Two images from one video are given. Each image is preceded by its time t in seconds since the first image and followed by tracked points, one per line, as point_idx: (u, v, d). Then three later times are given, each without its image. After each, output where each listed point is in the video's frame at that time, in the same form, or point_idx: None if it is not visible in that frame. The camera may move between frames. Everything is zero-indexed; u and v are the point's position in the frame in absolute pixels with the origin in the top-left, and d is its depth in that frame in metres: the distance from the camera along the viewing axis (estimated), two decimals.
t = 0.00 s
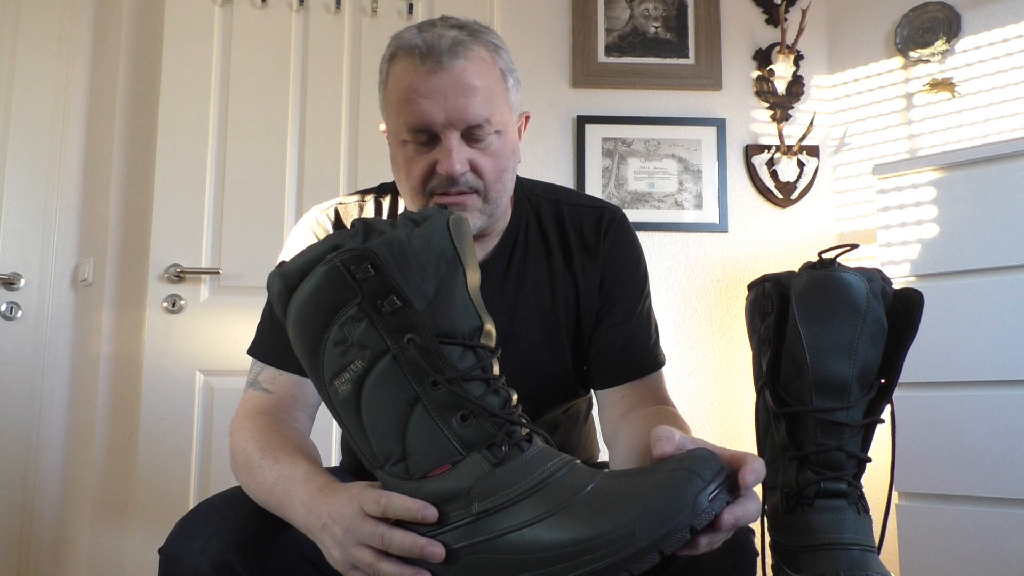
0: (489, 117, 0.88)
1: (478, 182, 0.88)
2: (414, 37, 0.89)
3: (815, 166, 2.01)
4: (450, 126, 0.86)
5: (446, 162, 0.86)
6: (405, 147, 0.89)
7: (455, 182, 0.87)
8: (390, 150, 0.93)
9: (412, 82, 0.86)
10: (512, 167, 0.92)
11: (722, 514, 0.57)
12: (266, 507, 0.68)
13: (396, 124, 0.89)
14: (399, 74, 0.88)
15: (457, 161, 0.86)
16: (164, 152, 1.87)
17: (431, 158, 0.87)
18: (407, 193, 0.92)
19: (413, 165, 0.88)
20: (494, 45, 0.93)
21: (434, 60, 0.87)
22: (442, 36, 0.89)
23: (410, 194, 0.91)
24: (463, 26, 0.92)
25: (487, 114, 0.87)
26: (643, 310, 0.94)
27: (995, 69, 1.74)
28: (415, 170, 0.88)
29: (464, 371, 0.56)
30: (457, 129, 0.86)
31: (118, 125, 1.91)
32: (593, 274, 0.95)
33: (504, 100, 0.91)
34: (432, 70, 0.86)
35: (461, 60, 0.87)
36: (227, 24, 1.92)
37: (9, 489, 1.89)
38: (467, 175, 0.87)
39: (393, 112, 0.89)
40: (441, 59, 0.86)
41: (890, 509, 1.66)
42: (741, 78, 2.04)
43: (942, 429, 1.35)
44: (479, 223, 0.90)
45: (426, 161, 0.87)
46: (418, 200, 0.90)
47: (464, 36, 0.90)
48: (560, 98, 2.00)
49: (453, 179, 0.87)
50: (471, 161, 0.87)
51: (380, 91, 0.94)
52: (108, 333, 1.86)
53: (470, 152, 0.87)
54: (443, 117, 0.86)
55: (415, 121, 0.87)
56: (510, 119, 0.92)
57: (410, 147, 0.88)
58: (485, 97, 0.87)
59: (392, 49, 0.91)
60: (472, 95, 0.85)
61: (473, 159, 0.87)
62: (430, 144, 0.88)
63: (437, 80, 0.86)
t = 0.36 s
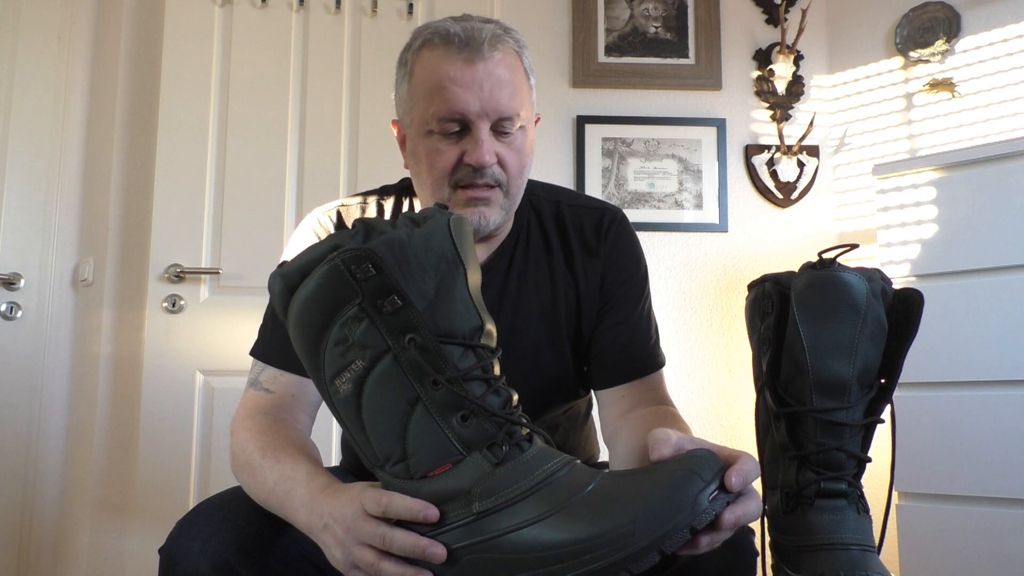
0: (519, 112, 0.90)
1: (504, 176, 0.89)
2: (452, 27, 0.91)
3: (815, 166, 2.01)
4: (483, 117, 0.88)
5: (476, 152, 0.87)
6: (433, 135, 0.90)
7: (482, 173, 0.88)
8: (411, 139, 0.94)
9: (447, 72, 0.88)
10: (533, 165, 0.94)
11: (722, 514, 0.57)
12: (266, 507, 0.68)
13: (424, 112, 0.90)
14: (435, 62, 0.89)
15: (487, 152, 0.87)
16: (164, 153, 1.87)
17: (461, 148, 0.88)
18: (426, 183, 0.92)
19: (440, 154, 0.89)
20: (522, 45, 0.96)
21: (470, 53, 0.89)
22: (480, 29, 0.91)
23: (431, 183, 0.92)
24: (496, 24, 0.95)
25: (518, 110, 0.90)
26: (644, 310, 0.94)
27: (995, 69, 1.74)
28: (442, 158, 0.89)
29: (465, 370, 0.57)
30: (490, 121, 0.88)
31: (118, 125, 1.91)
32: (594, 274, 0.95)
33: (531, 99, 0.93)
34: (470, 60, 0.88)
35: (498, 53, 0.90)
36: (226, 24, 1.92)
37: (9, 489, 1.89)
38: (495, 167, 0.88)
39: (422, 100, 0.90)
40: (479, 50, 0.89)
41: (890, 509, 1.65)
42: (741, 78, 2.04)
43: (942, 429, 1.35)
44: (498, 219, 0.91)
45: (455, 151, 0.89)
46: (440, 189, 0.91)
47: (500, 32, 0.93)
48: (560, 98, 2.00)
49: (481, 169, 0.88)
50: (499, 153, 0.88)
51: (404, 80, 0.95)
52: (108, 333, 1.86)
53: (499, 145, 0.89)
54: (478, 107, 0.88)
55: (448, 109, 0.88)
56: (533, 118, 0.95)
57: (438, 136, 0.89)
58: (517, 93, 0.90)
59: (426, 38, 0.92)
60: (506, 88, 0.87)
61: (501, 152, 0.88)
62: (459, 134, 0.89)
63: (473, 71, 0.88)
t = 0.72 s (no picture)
0: (517, 113, 0.90)
1: (503, 177, 0.89)
2: (450, 28, 0.91)
3: (815, 166, 2.01)
4: (481, 118, 0.88)
5: (475, 153, 0.87)
6: (431, 136, 0.90)
7: (481, 174, 0.88)
8: (410, 140, 0.94)
9: (445, 73, 0.88)
10: (531, 165, 0.94)
11: (721, 512, 0.57)
12: (266, 507, 0.68)
13: (423, 113, 0.90)
14: (433, 63, 0.89)
15: (486, 153, 0.87)
16: (164, 153, 1.87)
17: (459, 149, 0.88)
18: (425, 184, 0.93)
19: (439, 154, 0.89)
20: (520, 45, 0.96)
21: (468, 54, 0.89)
22: (478, 30, 0.91)
23: (430, 184, 0.92)
24: (494, 25, 0.94)
25: (516, 110, 0.90)
26: (644, 310, 0.94)
27: (995, 69, 1.74)
28: (441, 159, 0.89)
29: (461, 371, 0.56)
30: (488, 122, 0.88)
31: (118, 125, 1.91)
32: (595, 274, 0.95)
33: (529, 99, 0.93)
34: (468, 62, 0.88)
35: (496, 55, 0.90)
36: (226, 24, 1.92)
37: (9, 489, 1.89)
38: (494, 168, 0.88)
39: (421, 101, 0.90)
40: (477, 52, 0.89)
41: (890, 510, 1.66)
42: (741, 78, 2.04)
43: (942, 429, 1.35)
44: (498, 220, 0.91)
45: (454, 151, 0.89)
46: (439, 190, 0.91)
47: (498, 32, 0.93)
48: (560, 98, 2.00)
49: (480, 171, 0.88)
50: (498, 154, 0.88)
51: (403, 81, 0.95)
52: (109, 333, 1.86)
53: (497, 146, 0.89)
54: (476, 108, 0.87)
55: (447, 110, 0.88)
56: (532, 119, 0.95)
57: (436, 136, 0.89)
58: (516, 94, 0.90)
59: (424, 39, 0.92)
60: (505, 89, 0.87)
61: (500, 153, 0.88)
62: (457, 135, 0.89)
63: (471, 72, 0.87)
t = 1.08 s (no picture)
0: (513, 114, 0.90)
1: (499, 178, 0.89)
2: (445, 30, 0.91)
3: (815, 166, 2.01)
4: (476, 120, 0.88)
5: (470, 155, 0.87)
6: (427, 138, 0.90)
7: (477, 176, 0.88)
8: (406, 141, 0.94)
9: (440, 75, 0.88)
10: (528, 166, 0.94)
11: (721, 512, 0.57)
12: (266, 506, 0.68)
13: (419, 115, 0.90)
14: (428, 64, 0.89)
15: (481, 155, 0.87)
16: (163, 152, 1.86)
17: (454, 151, 0.88)
18: (421, 185, 0.93)
19: (434, 156, 0.89)
20: (516, 46, 0.96)
21: (463, 56, 0.89)
22: (473, 31, 0.91)
23: (425, 186, 0.92)
24: (489, 26, 0.94)
25: (512, 112, 0.90)
26: (643, 310, 0.94)
27: (995, 69, 1.74)
28: (436, 161, 0.89)
29: (461, 370, 0.56)
30: (483, 124, 0.88)
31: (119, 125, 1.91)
32: (594, 275, 0.95)
33: (524, 100, 0.93)
34: (463, 63, 0.88)
35: (491, 56, 0.90)
36: (226, 24, 1.92)
37: (9, 489, 1.89)
38: (489, 169, 0.88)
39: (416, 103, 0.91)
40: (472, 53, 0.89)
41: (890, 510, 1.66)
42: (741, 78, 2.04)
43: (943, 429, 1.35)
44: (494, 220, 0.91)
45: (450, 153, 0.89)
46: (435, 192, 0.91)
47: (493, 33, 0.93)
48: (560, 98, 2.00)
49: (476, 172, 0.88)
50: (494, 155, 0.88)
51: (399, 83, 0.95)
52: (109, 333, 1.86)
53: (493, 147, 0.89)
54: (471, 110, 0.87)
55: (442, 112, 0.88)
56: (528, 119, 0.94)
57: (431, 138, 0.89)
58: (511, 95, 0.90)
59: (419, 40, 0.92)
60: (500, 91, 0.87)
61: (496, 154, 0.88)
62: (452, 137, 0.89)
63: (466, 74, 0.87)
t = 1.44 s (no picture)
0: (511, 113, 0.90)
1: (496, 177, 0.89)
2: (443, 29, 0.91)
3: (815, 166, 2.01)
4: (473, 119, 0.88)
5: (467, 154, 0.88)
6: (425, 136, 0.90)
7: (474, 175, 0.88)
8: (404, 139, 0.94)
9: (438, 74, 0.88)
10: (525, 165, 0.94)
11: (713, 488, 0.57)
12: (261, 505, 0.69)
13: (417, 113, 0.90)
14: (425, 63, 0.89)
15: (479, 154, 0.88)
16: (164, 152, 1.86)
17: (452, 150, 0.88)
18: (418, 184, 0.93)
19: (431, 155, 0.90)
20: (515, 45, 0.95)
21: (461, 55, 0.89)
22: (471, 30, 0.91)
23: (422, 185, 0.92)
24: (488, 25, 0.94)
25: (510, 111, 0.89)
26: (643, 310, 0.94)
27: (995, 69, 1.74)
28: (434, 160, 0.89)
29: (445, 371, 0.56)
30: (480, 123, 0.88)
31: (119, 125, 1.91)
32: (594, 274, 0.95)
33: (522, 98, 0.93)
34: (461, 62, 0.88)
35: (489, 55, 0.90)
36: (226, 24, 1.92)
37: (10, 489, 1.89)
38: (486, 169, 0.88)
39: (414, 102, 0.91)
40: (470, 53, 0.89)
41: (890, 510, 1.66)
42: (741, 78, 2.04)
43: (942, 429, 1.35)
44: (491, 219, 0.91)
45: (447, 152, 0.89)
46: (433, 191, 0.91)
47: (492, 32, 0.92)
48: (560, 98, 2.00)
49: (473, 171, 0.88)
50: (491, 154, 0.89)
51: (397, 82, 0.95)
52: (109, 333, 1.86)
53: (491, 146, 0.89)
54: (468, 109, 0.87)
55: (439, 111, 0.88)
56: (527, 118, 0.94)
57: (429, 137, 0.89)
58: (508, 94, 0.89)
59: (418, 39, 0.92)
60: (497, 90, 0.87)
61: (493, 153, 0.89)
62: (450, 135, 0.89)
63: (464, 73, 0.87)
